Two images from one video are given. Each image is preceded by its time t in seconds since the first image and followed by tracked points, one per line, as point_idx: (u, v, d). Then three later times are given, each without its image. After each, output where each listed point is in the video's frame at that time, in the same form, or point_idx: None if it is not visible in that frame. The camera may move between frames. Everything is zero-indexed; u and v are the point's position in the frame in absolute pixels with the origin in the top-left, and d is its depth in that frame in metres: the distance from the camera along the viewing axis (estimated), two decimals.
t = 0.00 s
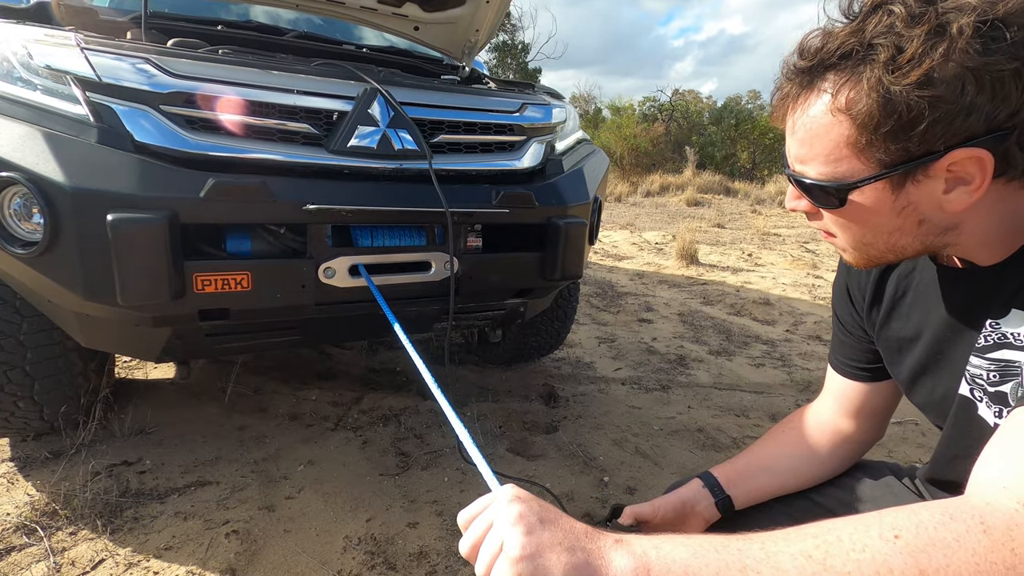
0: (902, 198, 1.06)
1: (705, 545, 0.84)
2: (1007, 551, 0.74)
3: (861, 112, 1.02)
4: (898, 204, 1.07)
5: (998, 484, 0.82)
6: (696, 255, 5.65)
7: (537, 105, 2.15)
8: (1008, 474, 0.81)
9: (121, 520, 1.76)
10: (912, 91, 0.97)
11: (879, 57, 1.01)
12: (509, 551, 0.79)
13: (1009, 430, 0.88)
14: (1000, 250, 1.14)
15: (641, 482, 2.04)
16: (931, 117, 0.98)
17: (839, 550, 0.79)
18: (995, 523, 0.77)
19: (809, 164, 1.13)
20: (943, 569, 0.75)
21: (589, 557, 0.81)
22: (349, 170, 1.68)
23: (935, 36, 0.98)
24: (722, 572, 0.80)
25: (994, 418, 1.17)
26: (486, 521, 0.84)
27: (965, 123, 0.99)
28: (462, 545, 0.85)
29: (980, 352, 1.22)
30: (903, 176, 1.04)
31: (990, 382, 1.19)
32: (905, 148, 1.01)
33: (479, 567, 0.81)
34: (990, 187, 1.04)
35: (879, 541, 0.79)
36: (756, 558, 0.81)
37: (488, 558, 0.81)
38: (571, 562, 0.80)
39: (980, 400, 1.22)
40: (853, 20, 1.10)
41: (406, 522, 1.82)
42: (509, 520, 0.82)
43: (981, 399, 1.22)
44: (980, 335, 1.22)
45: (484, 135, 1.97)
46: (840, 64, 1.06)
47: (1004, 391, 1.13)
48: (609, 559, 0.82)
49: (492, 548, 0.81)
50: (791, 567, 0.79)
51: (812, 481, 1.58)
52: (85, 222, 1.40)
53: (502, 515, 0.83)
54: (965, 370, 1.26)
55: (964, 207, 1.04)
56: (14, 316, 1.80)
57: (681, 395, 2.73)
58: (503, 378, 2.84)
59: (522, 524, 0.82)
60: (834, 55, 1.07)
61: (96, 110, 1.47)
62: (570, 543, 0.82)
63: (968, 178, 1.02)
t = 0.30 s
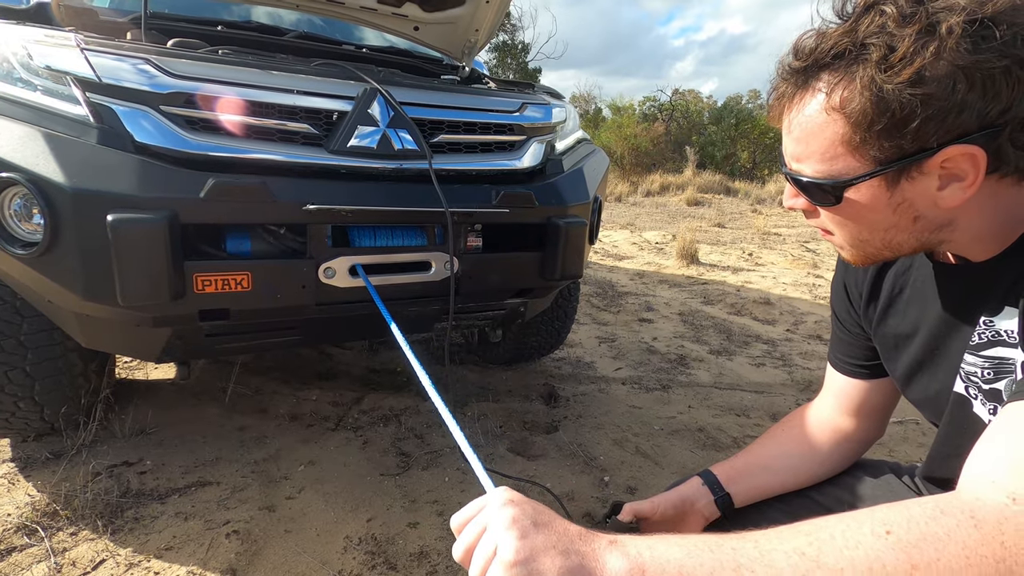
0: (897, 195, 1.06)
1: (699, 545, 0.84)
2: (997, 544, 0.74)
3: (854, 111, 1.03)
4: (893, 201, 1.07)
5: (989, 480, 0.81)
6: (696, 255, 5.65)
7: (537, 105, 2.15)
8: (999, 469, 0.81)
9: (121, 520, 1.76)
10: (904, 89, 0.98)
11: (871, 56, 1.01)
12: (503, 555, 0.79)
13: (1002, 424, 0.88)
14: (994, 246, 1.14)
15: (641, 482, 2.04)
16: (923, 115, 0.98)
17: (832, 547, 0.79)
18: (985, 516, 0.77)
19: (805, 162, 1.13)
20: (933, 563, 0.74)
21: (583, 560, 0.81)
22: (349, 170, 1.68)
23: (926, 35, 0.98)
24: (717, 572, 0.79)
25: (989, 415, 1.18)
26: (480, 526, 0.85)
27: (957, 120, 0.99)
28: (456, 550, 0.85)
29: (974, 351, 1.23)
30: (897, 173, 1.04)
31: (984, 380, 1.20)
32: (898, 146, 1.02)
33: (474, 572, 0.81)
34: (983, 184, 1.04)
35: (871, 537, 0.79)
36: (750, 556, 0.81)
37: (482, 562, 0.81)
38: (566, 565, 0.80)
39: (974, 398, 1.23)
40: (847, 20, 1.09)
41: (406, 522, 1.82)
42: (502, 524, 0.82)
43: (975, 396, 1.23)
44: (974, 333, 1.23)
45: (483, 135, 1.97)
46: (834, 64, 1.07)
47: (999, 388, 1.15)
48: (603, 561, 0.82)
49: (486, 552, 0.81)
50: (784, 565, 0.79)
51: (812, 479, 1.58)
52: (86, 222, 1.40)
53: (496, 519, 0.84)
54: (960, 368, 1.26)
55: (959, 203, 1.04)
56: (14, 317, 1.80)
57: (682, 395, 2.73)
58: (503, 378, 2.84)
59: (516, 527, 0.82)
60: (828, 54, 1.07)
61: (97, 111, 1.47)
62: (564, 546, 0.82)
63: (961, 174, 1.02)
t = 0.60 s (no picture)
0: (898, 194, 1.06)
1: (699, 561, 0.82)
2: (999, 547, 0.74)
3: (855, 110, 1.02)
4: (894, 200, 1.06)
5: (992, 483, 0.81)
6: (696, 253, 5.64)
7: (539, 102, 2.14)
8: (1001, 474, 0.81)
9: (121, 516, 1.76)
10: (905, 89, 0.97)
11: (872, 55, 1.01)
12: None
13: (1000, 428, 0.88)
14: (995, 247, 1.14)
15: (641, 480, 2.04)
16: (924, 115, 0.98)
17: (834, 557, 0.78)
18: (986, 519, 0.77)
19: (806, 161, 1.13)
20: (937, 570, 0.74)
21: None
22: (350, 166, 1.68)
23: (928, 34, 0.98)
24: None
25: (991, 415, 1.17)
26: (474, 546, 0.84)
27: (958, 120, 0.98)
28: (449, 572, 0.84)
29: (976, 351, 1.22)
30: (897, 173, 1.03)
31: (986, 381, 1.20)
32: (900, 145, 1.01)
33: None
34: (984, 183, 1.03)
35: (873, 545, 0.78)
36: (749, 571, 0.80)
37: None
38: None
39: (977, 398, 1.22)
40: (849, 19, 1.09)
41: (406, 519, 1.82)
42: (497, 546, 0.82)
43: (979, 398, 1.22)
44: (976, 334, 1.23)
45: (485, 132, 1.96)
46: (836, 63, 1.06)
47: (1000, 388, 1.14)
48: None
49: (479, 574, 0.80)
50: None
51: (812, 478, 1.57)
52: (86, 217, 1.40)
53: (491, 541, 0.83)
54: (962, 368, 1.26)
55: (960, 203, 1.03)
56: (14, 313, 1.80)
57: (682, 393, 2.72)
58: (503, 375, 2.83)
59: (511, 549, 0.81)
60: (830, 52, 1.07)
61: (97, 106, 1.46)
62: (560, 567, 0.81)
63: (962, 174, 1.01)
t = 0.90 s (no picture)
0: (892, 193, 1.05)
1: (678, 556, 0.82)
2: (970, 540, 0.73)
3: (850, 109, 1.02)
4: (888, 198, 1.06)
5: (968, 478, 0.79)
6: (697, 252, 5.63)
7: (539, 99, 2.13)
8: (978, 467, 0.79)
9: (121, 513, 1.75)
10: (899, 87, 0.96)
11: (867, 54, 1.00)
12: (478, 570, 0.78)
13: (983, 420, 0.85)
14: (991, 245, 1.13)
15: (641, 478, 2.04)
16: (918, 114, 0.97)
17: (808, 551, 0.79)
18: (959, 514, 0.76)
19: (802, 160, 1.13)
20: (908, 563, 0.74)
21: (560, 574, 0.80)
22: (349, 163, 1.67)
23: (923, 33, 0.97)
24: None
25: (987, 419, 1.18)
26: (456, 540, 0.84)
27: (952, 119, 0.97)
28: (432, 565, 0.84)
29: (972, 353, 1.22)
30: (892, 172, 1.03)
31: (982, 384, 1.20)
32: (894, 144, 1.00)
33: None
34: (978, 183, 1.02)
35: (847, 539, 0.79)
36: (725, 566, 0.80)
37: None
38: None
39: (974, 401, 1.22)
40: (846, 17, 1.08)
41: (406, 517, 1.82)
42: (479, 539, 0.82)
43: (976, 400, 1.22)
44: (973, 335, 1.23)
45: (485, 129, 1.96)
46: (831, 61, 1.05)
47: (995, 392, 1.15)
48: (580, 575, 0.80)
49: (460, 568, 0.80)
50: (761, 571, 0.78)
51: (812, 476, 1.57)
52: (85, 214, 1.39)
53: (472, 534, 0.83)
54: (960, 370, 1.26)
55: (954, 202, 1.03)
56: (12, 310, 1.80)
57: (682, 392, 2.72)
58: (503, 373, 2.83)
59: (493, 542, 0.81)
60: (826, 51, 1.06)
61: (96, 102, 1.45)
62: (541, 561, 0.81)
63: (956, 173, 1.00)
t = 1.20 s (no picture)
0: (892, 187, 1.04)
1: (660, 544, 0.81)
2: (948, 529, 0.72)
3: (852, 100, 1.00)
4: (888, 193, 1.04)
5: (951, 473, 0.79)
6: (694, 246, 5.63)
7: (538, 90, 2.12)
8: (961, 463, 0.79)
9: (114, 503, 1.74)
10: (902, 79, 0.95)
11: (871, 44, 0.99)
12: (462, 558, 0.77)
13: (970, 414, 0.85)
14: (990, 242, 1.13)
15: (637, 472, 2.04)
16: (921, 106, 0.96)
17: (788, 541, 0.78)
18: (940, 504, 0.76)
19: (801, 152, 1.11)
20: (887, 551, 0.73)
21: (544, 563, 0.79)
22: (346, 152, 1.65)
23: (928, 23, 0.96)
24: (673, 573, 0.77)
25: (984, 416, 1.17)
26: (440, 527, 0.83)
27: (955, 112, 0.96)
28: (417, 552, 0.84)
29: (970, 351, 1.21)
30: (891, 166, 1.01)
31: (980, 381, 1.19)
32: (895, 137, 0.99)
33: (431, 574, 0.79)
34: (979, 178, 1.01)
35: (827, 528, 0.78)
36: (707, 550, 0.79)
37: (439, 564, 0.79)
38: (526, 569, 0.78)
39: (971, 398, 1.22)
40: (850, 8, 1.07)
41: (401, 509, 1.81)
42: (462, 526, 0.80)
43: (973, 397, 1.22)
44: (970, 332, 1.22)
45: (483, 120, 1.94)
46: (834, 51, 1.04)
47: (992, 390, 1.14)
48: (564, 563, 0.79)
49: (444, 556, 0.79)
50: (742, 561, 0.76)
51: (810, 469, 1.57)
52: (77, 201, 1.37)
53: (456, 520, 0.82)
54: (957, 366, 1.25)
55: (954, 197, 1.02)
56: (4, 298, 1.78)
57: (678, 386, 2.72)
58: (500, 366, 2.82)
59: (476, 529, 0.80)
60: (829, 41, 1.05)
61: (88, 87, 1.43)
62: (526, 548, 0.80)
63: (957, 169, 0.99)
